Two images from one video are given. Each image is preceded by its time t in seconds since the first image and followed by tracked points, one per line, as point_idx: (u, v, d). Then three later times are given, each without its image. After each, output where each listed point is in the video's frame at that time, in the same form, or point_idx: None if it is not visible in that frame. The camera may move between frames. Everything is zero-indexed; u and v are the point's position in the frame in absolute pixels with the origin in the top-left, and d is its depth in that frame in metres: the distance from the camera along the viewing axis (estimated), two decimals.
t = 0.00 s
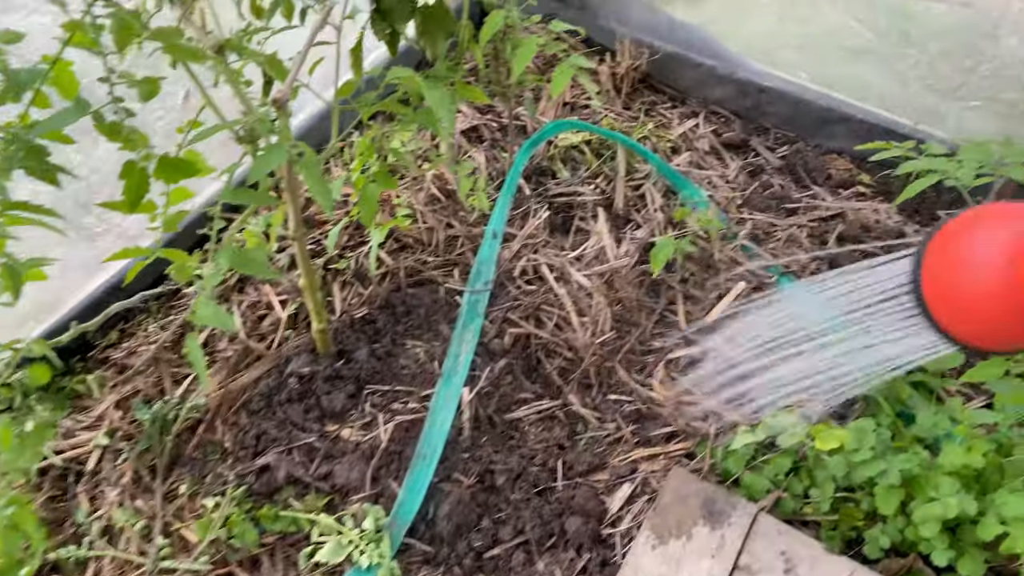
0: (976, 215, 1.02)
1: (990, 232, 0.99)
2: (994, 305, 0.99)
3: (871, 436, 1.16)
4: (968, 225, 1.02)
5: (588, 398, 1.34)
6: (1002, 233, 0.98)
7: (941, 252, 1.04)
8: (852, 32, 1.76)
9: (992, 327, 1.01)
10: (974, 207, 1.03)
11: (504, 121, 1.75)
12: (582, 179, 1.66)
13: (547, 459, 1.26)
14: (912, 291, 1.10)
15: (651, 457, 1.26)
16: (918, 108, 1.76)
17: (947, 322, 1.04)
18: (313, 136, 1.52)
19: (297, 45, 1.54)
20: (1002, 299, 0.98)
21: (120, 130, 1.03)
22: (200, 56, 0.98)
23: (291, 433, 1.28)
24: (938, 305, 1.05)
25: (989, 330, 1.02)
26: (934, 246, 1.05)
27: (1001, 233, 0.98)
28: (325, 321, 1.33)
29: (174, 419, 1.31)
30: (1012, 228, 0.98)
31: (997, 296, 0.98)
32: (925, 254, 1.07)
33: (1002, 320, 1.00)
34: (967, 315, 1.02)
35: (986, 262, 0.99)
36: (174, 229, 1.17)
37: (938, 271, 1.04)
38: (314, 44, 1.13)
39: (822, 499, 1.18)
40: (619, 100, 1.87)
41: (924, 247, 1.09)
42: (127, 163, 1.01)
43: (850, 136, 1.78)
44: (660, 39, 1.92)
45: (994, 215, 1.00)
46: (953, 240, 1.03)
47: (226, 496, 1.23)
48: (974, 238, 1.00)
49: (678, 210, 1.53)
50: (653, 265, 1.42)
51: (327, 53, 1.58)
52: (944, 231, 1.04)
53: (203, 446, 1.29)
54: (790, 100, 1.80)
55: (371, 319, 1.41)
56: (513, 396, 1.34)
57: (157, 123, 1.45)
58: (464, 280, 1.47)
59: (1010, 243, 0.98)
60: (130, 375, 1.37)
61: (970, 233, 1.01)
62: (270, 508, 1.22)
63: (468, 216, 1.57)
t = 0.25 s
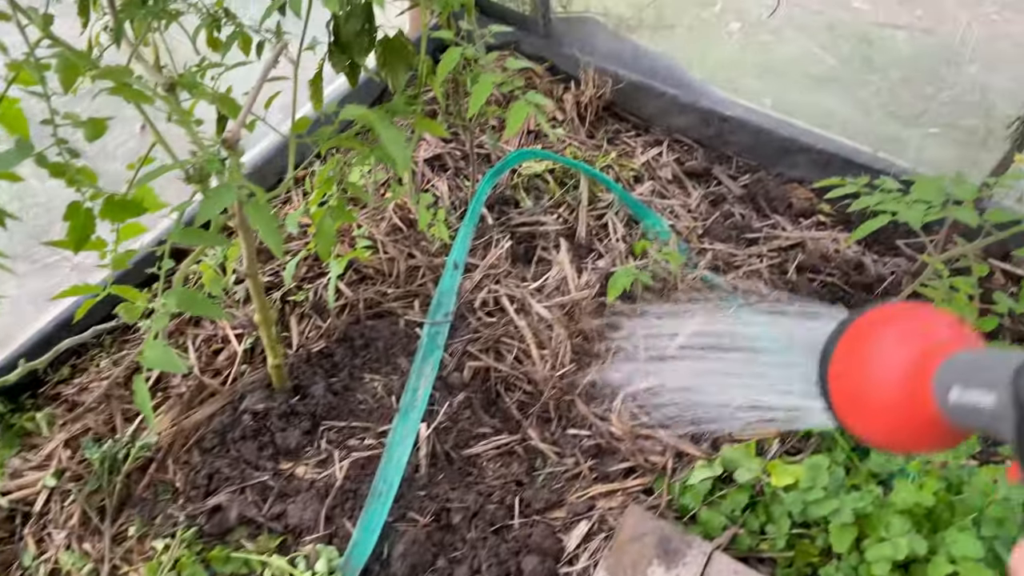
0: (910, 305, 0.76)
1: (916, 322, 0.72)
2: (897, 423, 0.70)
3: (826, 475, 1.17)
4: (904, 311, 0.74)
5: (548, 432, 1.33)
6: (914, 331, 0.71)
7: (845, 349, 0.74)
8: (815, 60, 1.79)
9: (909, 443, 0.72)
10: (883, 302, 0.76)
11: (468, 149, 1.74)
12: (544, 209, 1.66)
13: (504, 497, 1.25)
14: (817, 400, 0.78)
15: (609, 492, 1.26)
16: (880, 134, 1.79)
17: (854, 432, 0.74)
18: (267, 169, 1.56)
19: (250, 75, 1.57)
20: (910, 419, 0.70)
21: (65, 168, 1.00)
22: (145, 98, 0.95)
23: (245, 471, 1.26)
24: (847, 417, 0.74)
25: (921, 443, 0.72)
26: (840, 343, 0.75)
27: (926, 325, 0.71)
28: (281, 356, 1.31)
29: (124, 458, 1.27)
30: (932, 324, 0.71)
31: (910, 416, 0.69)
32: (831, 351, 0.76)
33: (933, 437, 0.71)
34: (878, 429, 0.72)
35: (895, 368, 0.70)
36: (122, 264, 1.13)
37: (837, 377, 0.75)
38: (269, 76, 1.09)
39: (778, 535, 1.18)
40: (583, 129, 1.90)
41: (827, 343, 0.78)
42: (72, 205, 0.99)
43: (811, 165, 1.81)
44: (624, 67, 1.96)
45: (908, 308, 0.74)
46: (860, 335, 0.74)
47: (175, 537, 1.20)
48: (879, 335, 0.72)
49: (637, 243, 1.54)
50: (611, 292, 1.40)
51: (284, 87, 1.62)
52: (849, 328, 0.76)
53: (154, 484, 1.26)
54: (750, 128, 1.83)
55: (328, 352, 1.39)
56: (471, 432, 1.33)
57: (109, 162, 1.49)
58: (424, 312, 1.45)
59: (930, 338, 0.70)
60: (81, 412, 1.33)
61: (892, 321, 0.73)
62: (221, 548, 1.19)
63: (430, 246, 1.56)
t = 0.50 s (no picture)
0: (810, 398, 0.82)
1: (809, 424, 0.78)
2: (789, 520, 0.77)
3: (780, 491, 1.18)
4: (802, 407, 0.80)
5: (508, 449, 1.34)
6: (808, 432, 0.77)
7: (747, 445, 0.81)
8: (785, 79, 1.81)
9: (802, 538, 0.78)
10: (783, 398, 0.82)
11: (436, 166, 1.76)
12: (510, 226, 1.68)
13: (463, 513, 1.26)
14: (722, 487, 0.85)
15: (567, 508, 1.27)
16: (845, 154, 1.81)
17: (754, 525, 0.80)
18: (231, 187, 1.61)
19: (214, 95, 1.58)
20: (801, 519, 0.76)
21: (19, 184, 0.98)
22: (100, 113, 0.92)
23: (202, 488, 1.26)
24: (748, 508, 0.81)
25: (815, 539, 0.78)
26: (742, 438, 0.82)
27: (820, 428, 0.77)
28: (241, 372, 1.32)
29: (81, 474, 1.26)
30: (825, 426, 0.78)
31: (800, 515, 0.76)
32: (735, 439, 0.83)
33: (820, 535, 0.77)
34: (774, 524, 0.78)
35: (789, 467, 0.76)
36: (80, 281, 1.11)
37: (740, 469, 0.81)
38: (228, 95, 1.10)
39: (733, 551, 1.19)
40: (552, 146, 1.93)
41: (734, 429, 0.85)
42: (26, 221, 0.98)
43: (775, 183, 1.85)
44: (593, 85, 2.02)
45: (808, 405, 0.80)
46: (759, 433, 0.80)
47: (130, 554, 1.19)
48: (778, 433, 0.79)
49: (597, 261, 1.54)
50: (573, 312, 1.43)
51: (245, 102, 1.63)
52: (750, 422, 0.82)
53: (111, 501, 1.25)
54: (714, 146, 1.88)
55: (290, 368, 1.40)
56: (431, 448, 1.33)
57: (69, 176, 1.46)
58: (387, 328, 1.46)
59: (823, 441, 0.76)
60: (38, 428, 1.32)
61: (790, 418, 0.79)
62: (176, 565, 1.18)
63: (395, 262, 1.56)
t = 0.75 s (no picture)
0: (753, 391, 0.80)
1: (750, 416, 0.75)
2: (730, 514, 0.74)
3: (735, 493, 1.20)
4: (744, 401, 0.78)
5: (471, 454, 1.36)
6: (748, 423, 0.74)
7: (689, 436, 0.79)
8: (760, 91, 1.83)
9: (743, 530, 0.75)
10: (727, 391, 0.79)
11: (408, 176, 1.79)
12: (480, 235, 1.70)
13: (425, 517, 1.27)
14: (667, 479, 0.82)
15: (528, 511, 1.29)
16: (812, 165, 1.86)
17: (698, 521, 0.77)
18: (204, 196, 1.67)
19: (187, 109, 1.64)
20: (740, 511, 0.73)
21: None
22: (61, 121, 0.94)
23: (166, 492, 1.27)
24: (690, 501, 0.78)
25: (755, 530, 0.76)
26: (685, 428, 0.80)
27: (760, 420, 0.75)
28: (207, 379, 1.33)
29: (46, 479, 1.27)
30: (766, 418, 0.75)
31: (737, 506, 0.73)
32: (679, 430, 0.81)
33: (759, 527, 0.74)
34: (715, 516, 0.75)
35: (728, 460, 0.73)
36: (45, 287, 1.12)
37: (683, 460, 0.79)
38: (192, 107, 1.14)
39: (690, 552, 1.20)
40: (524, 157, 1.96)
41: (679, 420, 0.83)
42: None
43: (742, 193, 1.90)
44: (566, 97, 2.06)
45: (750, 399, 0.78)
46: (701, 425, 0.78)
47: (92, 558, 1.20)
48: (719, 425, 0.76)
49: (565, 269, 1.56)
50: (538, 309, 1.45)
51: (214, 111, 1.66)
52: (693, 414, 0.80)
53: (75, 506, 1.26)
54: (682, 157, 1.92)
55: (256, 375, 1.42)
56: (395, 453, 1.35)
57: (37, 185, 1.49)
58: (355, 335, 1.49)
59: (762, 432, 0.73)
60: (5, 434, 1.34)
61: (732, 411, 0.76)
62: (139, 570, 1.19)
63: (365, 270, 1.59)
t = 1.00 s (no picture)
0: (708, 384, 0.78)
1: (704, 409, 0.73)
2: (683, 508, 0.72)
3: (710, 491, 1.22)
4: (699, 393, 0.76)
5: (452, 455, 1.38)
6: (702, 416, 0.72)
7: (643, 429, 0.76)
8: (744, 98, 1.86)
9: (696, 523, 0.74)
10: (681, 384, 0.77)
11: (392, 183, 1.81)
12: (463, 239, 1.72)
13: (405, 517, 1.28)
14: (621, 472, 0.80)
15: (507, 511, 1.31)
16: (794, 169, 1.90)
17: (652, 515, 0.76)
18: (189, 202, 1.69)
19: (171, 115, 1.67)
20: (692, 504, 0.71)
21: None
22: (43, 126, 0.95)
23: (149, 493, 1.28)
24: (644, 494, 0.76)
25: (707, 524, 0.74)
26: (640, 421, 0.78)
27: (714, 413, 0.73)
28: (190, 381, 1.35)
29: (29, 481, 1.28)
30: (720, 411, 0.73)
31: (688, 500, 0.71)
32: (632, 423, 0.78)
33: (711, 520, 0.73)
34: (668, 510, 0.74)
35: (680, 453, 0.71)
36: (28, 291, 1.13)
37: (637, 453, 0.77)
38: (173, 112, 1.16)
39: (666, 549, 1.22)
40: (508, 163, 1.99)
41: (633, 413, 0.81)
42: None
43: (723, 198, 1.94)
44: (551, 105, 2.09)
45: (703, 391, 0.76)
46: (655, 418, 0.76)
47: (74, 558, 1.21)
48: (671, 418, 0.74)
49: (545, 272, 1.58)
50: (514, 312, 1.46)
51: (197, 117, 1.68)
52: (647, 407, 0.78)
53: (58, 506, 1.27)
54: (665, 163, 1.96)
55: (239, 378, 1.43)
56: (377, 454, 1.36)
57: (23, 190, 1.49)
58: (338, 338, 1.51)
59: (715, 426, 0.72)
60: None
61: (685, 404, 0.74)
62: (121, 570, 1.20)
63: (348, 274, 1.62)
